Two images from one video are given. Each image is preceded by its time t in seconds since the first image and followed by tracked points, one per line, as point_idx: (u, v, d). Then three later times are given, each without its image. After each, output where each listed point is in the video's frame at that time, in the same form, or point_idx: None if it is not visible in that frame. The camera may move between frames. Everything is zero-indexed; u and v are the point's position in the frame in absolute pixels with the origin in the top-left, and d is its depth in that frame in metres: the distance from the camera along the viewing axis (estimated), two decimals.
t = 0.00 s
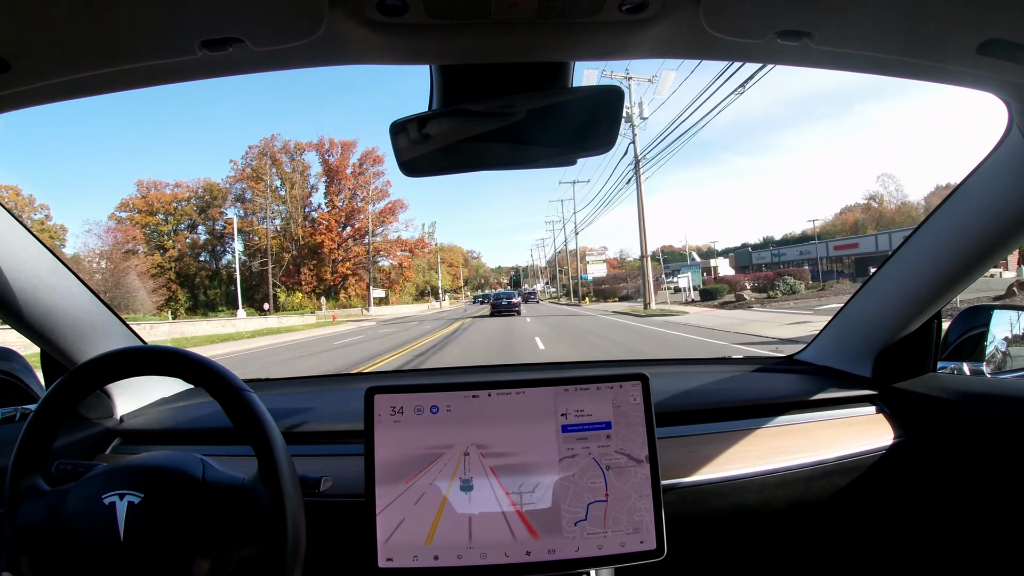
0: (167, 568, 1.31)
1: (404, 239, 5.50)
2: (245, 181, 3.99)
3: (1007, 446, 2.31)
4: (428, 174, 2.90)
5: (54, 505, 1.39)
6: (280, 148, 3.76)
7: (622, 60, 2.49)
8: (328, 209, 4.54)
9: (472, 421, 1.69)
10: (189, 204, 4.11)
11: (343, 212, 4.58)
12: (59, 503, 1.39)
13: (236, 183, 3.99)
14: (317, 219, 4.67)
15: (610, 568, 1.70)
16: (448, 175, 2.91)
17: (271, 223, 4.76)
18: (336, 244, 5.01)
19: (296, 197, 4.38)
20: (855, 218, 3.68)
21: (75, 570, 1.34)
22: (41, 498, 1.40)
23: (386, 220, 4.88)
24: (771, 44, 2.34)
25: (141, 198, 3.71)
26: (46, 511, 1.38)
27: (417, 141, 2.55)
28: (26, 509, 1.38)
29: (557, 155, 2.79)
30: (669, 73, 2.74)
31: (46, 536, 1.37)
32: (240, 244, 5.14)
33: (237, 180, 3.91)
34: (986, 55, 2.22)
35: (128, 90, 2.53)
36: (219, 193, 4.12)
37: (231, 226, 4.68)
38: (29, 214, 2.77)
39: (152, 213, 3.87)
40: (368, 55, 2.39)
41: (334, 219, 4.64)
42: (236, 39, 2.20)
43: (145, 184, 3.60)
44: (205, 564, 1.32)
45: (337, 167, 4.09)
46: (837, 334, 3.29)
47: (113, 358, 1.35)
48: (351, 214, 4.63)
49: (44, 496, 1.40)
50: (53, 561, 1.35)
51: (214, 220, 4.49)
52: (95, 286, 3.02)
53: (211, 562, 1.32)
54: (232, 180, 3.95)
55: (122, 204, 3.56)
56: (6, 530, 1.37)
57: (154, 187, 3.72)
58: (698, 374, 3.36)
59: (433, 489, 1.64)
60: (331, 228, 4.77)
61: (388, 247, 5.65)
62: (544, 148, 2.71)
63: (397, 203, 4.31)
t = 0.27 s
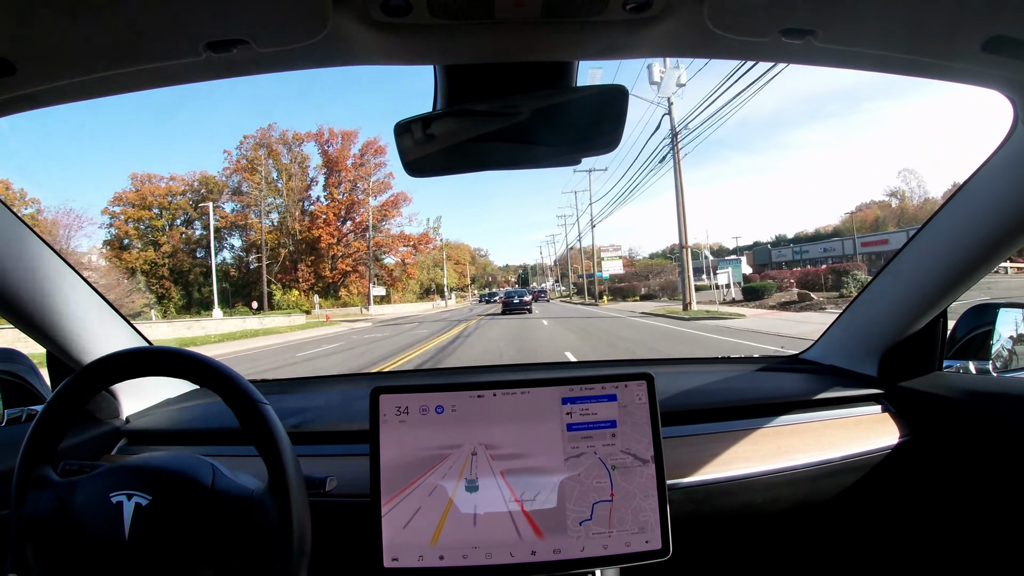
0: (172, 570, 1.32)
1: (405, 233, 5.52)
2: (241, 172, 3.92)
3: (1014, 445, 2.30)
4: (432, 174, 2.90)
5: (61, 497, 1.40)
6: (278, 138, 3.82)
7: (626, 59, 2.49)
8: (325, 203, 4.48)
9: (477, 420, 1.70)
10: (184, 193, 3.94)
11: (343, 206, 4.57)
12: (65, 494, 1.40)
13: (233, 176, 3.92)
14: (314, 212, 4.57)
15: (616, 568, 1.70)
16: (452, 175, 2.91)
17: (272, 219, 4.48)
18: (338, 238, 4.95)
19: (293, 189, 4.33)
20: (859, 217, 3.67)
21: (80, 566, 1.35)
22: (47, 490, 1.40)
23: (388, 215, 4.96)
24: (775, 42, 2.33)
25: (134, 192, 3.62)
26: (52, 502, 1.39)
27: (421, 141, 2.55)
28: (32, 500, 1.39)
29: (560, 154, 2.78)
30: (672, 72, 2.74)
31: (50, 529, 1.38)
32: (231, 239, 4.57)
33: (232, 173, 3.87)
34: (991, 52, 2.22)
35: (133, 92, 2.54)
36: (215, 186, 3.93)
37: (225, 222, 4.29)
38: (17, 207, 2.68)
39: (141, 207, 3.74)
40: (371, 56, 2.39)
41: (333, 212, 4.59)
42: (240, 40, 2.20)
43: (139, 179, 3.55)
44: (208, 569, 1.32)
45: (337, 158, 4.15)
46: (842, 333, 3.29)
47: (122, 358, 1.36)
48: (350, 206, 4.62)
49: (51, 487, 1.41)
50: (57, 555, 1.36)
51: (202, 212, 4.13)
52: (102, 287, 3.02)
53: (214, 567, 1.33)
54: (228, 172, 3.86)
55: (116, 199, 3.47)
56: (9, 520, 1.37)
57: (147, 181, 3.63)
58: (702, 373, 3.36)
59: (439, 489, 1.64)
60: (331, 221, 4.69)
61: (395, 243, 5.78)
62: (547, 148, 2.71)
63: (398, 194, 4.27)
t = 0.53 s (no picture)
0: (177, 570, 1.33)
1: (405, 227, 5.37)
2: (229, 164, 3.77)
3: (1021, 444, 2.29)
4: (437, 173, 2.91)
5: (67, 493, 1.40)
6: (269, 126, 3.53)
7: (630, 58, 2.48)
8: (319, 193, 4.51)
9: (481, 420, 1.70)
10: (170, 186, 3.77)
11: (338, 197, 4.57)
12: (72, 490, 1.40)
13: (220, 166, 3.75)
14: (302, 205, 4.65)
15: (621, 568, 1.70)
16: (455, 174, 2.92)
17: (263, 218, 4.70)
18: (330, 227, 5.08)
19: (284, 180, 4.33)
20: (864, 215, 3.66)
21: (85, 561, 1.36)
22: (54, 484, 1.40)
23: (386, 208, 4.86)
24: (780, 40, 2.32)
25: (122, 185, 3.42)
26: (58, 498, 1.39)
27: (426, 140, 2.55)
28: (39, 494, 1.39)
29: (564, 153, 2.78)
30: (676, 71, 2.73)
31: (56, 523, 1.38)
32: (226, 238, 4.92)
33: (222, 162, 3.71)
34: (997, 49, 2.21)
35: (138, 92, 2.54)
36: (206, 178, 3.89)
37: (217, 215, 4.44)
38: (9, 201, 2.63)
39: (130, 201, 3.57)
40: (376, 55, 2.39)
41: (327, 203, 4.61)
42: (245, 40, 2.21)
43: (129, 172, 3.35)
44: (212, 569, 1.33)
45: (332, 148, 3.98)
46: (847, 333, 3.28)
47: (130, 357, 1.36)
48: (347, 198, 4.61)
49: (57, 483, 1.41)
50: (64, 550, 1.37)
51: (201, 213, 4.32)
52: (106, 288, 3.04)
53: (218, 567, 1.33)
54: (216, 164, 3.73)
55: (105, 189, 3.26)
56: (16, 512, 1.37)
57: (136, 174, 3.43)
58: (706, 372, 3.35)
59: (444, 488, 1.65)
60: (326, 211, 4.73)
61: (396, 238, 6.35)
62: (551, 147, 2.71)
63: (398, 185, 4.07)
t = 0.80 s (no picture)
0: (180, 569, 1.33)
1: (399, 223, 5.33)
2: (214, 154, 3.57)
3: None
4: (440, 174, 2.91)
5: (72, 489, 1.40)
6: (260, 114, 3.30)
7: (633, 58, 2.48)
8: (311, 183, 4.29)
9: (484, 419, 1.70)
10: (163, 183, 3.65)
11: (327, 188, 4.36)
12: (77, 487, 1.41)
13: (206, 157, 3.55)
14: (287, 195, 4.39)
15: (624, 567, 1.70)
16: (458, 174, 2.92)
17: (250, 209, 4.40)
18: (309, 217, 4.64)
19: (271, 171, 4.14)
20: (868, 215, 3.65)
21: (88, 559, 1.36)
22: (59, 481, 1.41)
23: (380, 202, 4.68)
24: (784, 40, 2.32)
25: (104, 177, 3.24)
26: (63, 495, 1.40)
27: (429, 140, 2.56)
28: (44, 491, 1.40)
29: (566, 152, 2.78)
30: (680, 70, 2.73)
31: (60, 520, 1.38)
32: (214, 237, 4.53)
33: (207, 152, 3.49)
34: (1001, 49, 2.21)
35: (141, 92, 2.55)
36: (193, 171, 3.66)
37: (203, 208, 4.05)
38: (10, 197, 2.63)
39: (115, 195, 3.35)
40: (379, 56, 2.40)
41: (318, 193, 4.39)
42: (248, 40, 2.21)
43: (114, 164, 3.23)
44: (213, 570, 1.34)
45: (322, 138, 3.85)
46: (851, 333, 3.27)
47: (135, 356, 1.36)
48: (337, 189, 4.42)
49: (61, 479, 1.41)
50: (67, 547, 1.37)
51: (180, 203, 3.85)
52: (111, 287, 3.05)
53: (220, 568, 1.34)
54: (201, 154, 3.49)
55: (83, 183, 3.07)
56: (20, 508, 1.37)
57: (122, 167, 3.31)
58: (710, 372, 3.34)
59: (447, 487, 1.65)
60: (314, 205, 4.50)
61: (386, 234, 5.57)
62: (554, 146, 2.70)
63: (391, 176, 4.08)
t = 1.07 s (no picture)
0: (181, 568, 1.34)
1: (389, 218, 5.04)
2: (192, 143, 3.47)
3: None
4: (442, 173, 2.92)
5: (74, 486, 1.41)
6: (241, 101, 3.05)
7: (636, 57, 2.48)
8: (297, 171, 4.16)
9: (486, 418, 1.70)
10: (144, 179, 3.80)
11: (312, 178, 4.24)
12: (79, 483, 1.41)
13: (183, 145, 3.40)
14: (270, 190, 4.33)
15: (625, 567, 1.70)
16: (460, 173, 2.92)
17: (230, 204, 4.49)
18: (291, 208, 4.58)
19: (253, 162, 4.06)
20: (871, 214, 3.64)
21: (90, 556, 1.37)
22: (61, 477, 1.41)
23: (369, 197, 4.52)
24: (787, 39, 2.31)
25: (87, 168, 3.25)
26: (66, 491, 1.40)
27: (431, 138, 2.56)
28: (46, 488, 1.40)
29: (568, 151, 2.78)
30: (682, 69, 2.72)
31: (63, 517, 1.39)
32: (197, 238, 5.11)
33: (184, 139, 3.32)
34: (1003, 48, 2.21)
35: (143, 91, 2.56)
36: (174, 164, 3.77)
37: (181, 201, 4.34)
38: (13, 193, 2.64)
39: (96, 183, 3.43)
40: (381, 55, 2.40)
41: (305, 181, 4.27)
42: (250, 39, 2.22)
43: (92, 156, 3.17)
44: (215, 569, 1.34)
45: (307, 126, 3.61)
46: (854, 333, 3.26)
47: (137, 354, 1.36)
48: (322, 177, 4.26)
49: (63, 475, 1.42)
50: (69, 544, 1.38)
51: (161, 196, 4.16)
52: (114, 285, 3.06)
53: (221, 567, 1.34)
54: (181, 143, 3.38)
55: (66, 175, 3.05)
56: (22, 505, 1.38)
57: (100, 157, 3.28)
58: (712, 372, 3.34)
59: (449, 486, 1.65)
60: (300, 196, 4.40)
61: (375, 231, 5.39)
62: (556, 145, 2.70)
63: (383, 168, 4.04)
